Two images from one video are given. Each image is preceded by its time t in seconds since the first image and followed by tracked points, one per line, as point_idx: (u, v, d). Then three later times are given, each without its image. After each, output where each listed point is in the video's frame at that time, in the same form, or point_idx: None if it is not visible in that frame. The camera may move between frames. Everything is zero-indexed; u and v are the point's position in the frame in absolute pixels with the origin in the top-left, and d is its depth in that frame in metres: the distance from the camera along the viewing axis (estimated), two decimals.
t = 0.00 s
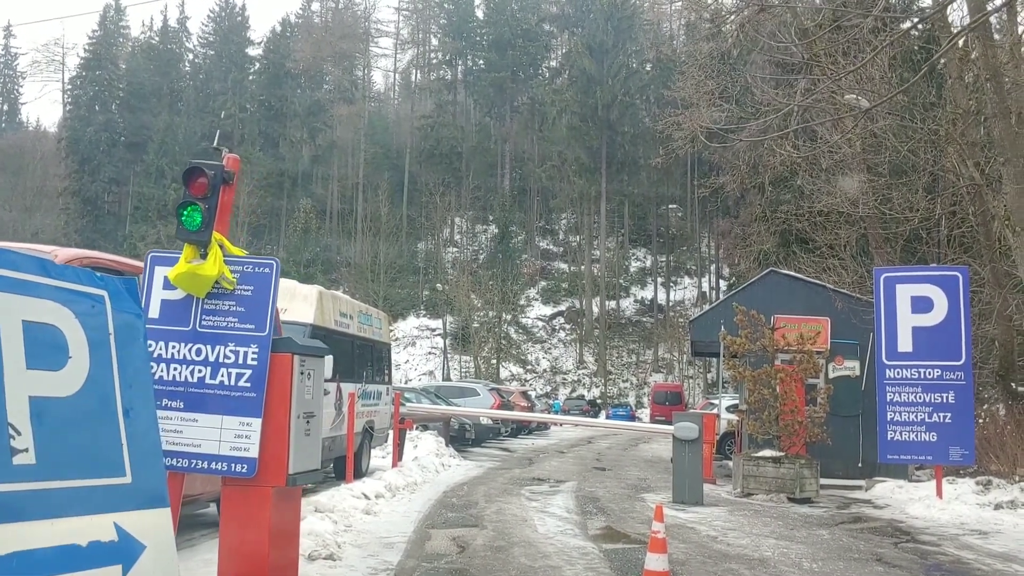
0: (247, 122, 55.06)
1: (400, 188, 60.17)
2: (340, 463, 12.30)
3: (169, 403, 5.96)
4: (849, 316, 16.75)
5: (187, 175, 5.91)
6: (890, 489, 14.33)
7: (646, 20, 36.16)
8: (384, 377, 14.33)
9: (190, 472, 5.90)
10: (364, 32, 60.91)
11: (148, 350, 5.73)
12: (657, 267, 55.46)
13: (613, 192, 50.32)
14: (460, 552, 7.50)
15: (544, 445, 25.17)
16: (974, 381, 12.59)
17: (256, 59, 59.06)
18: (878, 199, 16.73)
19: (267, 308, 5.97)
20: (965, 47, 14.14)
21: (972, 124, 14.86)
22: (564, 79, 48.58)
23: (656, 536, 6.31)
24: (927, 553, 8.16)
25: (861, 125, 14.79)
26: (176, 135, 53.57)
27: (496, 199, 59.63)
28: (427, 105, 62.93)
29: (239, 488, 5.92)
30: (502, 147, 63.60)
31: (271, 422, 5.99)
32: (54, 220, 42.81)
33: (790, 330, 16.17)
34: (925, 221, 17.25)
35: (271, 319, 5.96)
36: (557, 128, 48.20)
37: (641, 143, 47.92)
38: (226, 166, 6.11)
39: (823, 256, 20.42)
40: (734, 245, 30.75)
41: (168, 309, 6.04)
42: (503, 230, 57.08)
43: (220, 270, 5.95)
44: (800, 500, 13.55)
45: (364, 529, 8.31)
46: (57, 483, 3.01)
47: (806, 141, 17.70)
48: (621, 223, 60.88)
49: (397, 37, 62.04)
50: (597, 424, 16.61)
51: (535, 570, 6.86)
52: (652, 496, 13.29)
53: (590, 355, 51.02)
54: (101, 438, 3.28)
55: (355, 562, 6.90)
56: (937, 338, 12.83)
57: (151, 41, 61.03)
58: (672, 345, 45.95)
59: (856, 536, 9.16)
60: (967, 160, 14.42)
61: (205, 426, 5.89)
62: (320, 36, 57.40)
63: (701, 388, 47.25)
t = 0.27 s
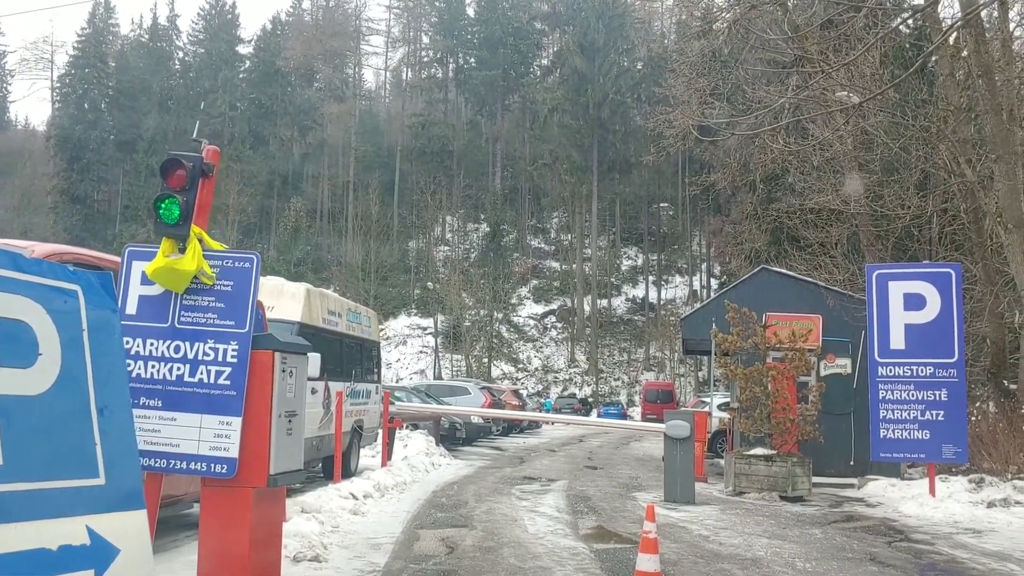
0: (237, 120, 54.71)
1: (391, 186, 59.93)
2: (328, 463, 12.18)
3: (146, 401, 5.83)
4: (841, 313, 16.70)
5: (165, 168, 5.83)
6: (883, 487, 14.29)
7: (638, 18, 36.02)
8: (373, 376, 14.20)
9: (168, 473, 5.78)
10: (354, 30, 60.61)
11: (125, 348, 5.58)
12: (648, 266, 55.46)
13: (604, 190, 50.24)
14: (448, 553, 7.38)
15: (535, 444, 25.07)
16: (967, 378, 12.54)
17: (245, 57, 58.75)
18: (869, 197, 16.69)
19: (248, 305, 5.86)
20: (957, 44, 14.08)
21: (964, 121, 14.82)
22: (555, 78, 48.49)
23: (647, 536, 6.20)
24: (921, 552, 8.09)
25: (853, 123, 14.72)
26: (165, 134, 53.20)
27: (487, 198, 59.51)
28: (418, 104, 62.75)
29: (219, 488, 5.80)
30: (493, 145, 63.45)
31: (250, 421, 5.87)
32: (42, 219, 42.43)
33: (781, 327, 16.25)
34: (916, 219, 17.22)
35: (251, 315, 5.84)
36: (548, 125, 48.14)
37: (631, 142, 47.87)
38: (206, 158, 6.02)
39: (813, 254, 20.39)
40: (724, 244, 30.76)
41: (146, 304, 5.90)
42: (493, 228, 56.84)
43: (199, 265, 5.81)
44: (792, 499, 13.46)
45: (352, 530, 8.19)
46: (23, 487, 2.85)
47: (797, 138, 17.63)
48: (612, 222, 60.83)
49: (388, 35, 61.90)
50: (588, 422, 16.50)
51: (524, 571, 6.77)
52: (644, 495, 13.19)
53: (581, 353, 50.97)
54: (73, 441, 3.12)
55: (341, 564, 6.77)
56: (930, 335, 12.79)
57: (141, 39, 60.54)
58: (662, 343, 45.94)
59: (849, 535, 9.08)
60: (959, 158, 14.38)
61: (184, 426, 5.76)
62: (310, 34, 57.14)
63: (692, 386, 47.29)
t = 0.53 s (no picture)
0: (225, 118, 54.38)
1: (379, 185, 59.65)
2: (315, 462, 12.08)
3: (124, 399, 5.73)
4: (830, 311, 16.70)
5: (142, 161, 5.76)
6: (872, 485, 14.28)
7: (627, 15, 35.93)
8: (360, 374, 14.10)
9: (146, 473, 5.67)
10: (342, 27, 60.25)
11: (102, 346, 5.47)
12: (638, 264, 55.47)
13: (594, 188, 50.16)
14: (435, 553, 7.30)
15: (524, 442, 25.01)
16: (955, 375, 12.55)
17: (233, 55, 58.40)
18: (859, 194, 16.69)
19: (227, 301, 5.76)
20: (945, 42, 14.08)
21: (952, 119, 14.84)
22: (544, 76, 48.40)
23: (636, 535, 6.13)
24: (910, 550, 8.06)
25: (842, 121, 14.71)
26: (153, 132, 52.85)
27: (477, 196, 59.36)
28: (407, 101, 62.57)
29: (198, 488, 5.68)
30: (482, 143, 63.28)
31: (231, 419, 5.77)
32: (27, 217, 42.05)
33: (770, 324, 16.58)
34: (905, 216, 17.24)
35: (231, 311, 5.75)
36: (537, 123, 48.03)
37: (621, 139, 47.84)
38: (184, 152, 5.94)
39: (803, 251, 20.40)
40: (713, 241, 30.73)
41: (124, 301, 5.80)
42: (483, 227, 56.64)
43: (177, 260, 5.72)
44: (782, 497, 13.42)
45: (338, 530, 8.11)
46: None
47: (786, 135, 17.60)
48: (602, 220, 60.80)
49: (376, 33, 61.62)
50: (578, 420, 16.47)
51: (512, 571, 6.69)
52: (633, 493, 13.14)
53: (571, 352, 50.92)
54: (44, 440, 3.01)
55: (326, 565, 6.68)
56: (917, 333, 12.79)
57: (127, 36, 59.97)
58: (652, 341, 45.94)
59: (839, 533, 9.05)
60: (948, 155, 14.38)
61: (163, 425, 5.66)
62: (299, 32, 57.35)
63: (682, 384, 47.30)
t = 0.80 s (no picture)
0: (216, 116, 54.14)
1: (370, 183, 59.49)
2: (305, 461, 12.02)
3: (112, 399, 5.68)
4: (821, 309, 16.72)
5: (128, 157, 5.69)
6: (863, 482, 14.31)
7: (618, 14, 35.91)
8: (351, 373, 14.04)
9: (134, 473, 5.62)
10: (333, 24, 59.98)
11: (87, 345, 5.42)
12: (630, 262, 55.49)
13: (585, 186, 50.15)
14: (426, 552, 7.26)
15: (516, 441, 24.98)
16: (946, 373, 12.59)
17: (224, 52, 58.14)
18: (850, 192, 16.71)
19: (215, 299, 5.71)
20: (935, 40, 14.11)
21: (942, 117, 14.87)
22: (535, 74, 48.37)
23: (628, 533, 6.11)
24: (902, 547, 8.06)
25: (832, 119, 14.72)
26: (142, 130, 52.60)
27: (468, 195, 59.28)
28: (398, 99, 62.47)
29: (186, 489, 5.63)
30: (474, 141, 63.18)
31: (219, 418, 5.72)
32: (15, 215, 41.79)
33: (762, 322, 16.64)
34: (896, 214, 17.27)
35: (219, 309, 5.71)
36: (529, 121, 48.00)
37: (612, 138, 47.83)
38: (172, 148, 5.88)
39: (794, 250, 20.42)
40: (704, 240, 30.75)
41: (110, 299, 5.75)
42: (474, 225, 56.53)
43: (164, 257, 5.68)
44: (773, 494, 13.45)
45: (328, 529, 8.06)
46: None
47: (777, 134, 17.62)
48: (593, 219, 60.80)
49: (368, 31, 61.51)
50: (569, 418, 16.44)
51: (503, 570, 6.66)
52: (625, 491, 13.12)
53: (562, 350, 50.91)
54: (29, 438, 2.97)
55: (316, 564, 6.63)
56: (908, 330, 12.83)
57: (117, 33, 59.54)
58: (643, 340, 45.98)
59: (830, 531, 9.05)
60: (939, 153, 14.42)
61: (150, 424, 5.62)
62: (290, 30, 57.23)
63: (673, 382, 47.34)
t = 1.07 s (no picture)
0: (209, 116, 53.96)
1: (364, 182, 59.40)
2: (299, 461, 12.01)
3: (105, 399, 5.66)
4: (814, 308, 16.77)
5: (121, 157, 5.68)
6: (856, 481, 14.35)
7: (611, 13, 35.91)
8: (345, 373, 14.02)
9: (127, 473, 5.61)
10: (326, 23, 59.93)
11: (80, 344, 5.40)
12: (623, 261, 55.56)
13: (578, 185, 50.21)
14: (420, 552, 7.27)
15: (510, 440, 24.99)
16: (938, 372, 12.65)
17: (216, 51, 57.94)
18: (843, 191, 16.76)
19: (209, 299, 5.71)
20: (927, 40, 14.17)
21: (935, 117, 14.93)
22: (529, 73, 48.36)
23: (621, 532, 6.14)
24: (895, 546, 8.09)
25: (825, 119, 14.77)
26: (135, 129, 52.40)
27: (462, 194, 59.26)
28: (391, 98, 62.40)
29: (179, 489, 5.61)
30: (467, 140, 63.11)
31: (213, 418, 5.70)
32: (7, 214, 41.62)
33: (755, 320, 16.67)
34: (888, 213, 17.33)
35: (213, 309, 5.70)
36: (522, 121, 47.96)
37: (606, 137, 47.81)
38: (165, 148, 5.86)
39: (787, 249, 20.47)
40: (698, 239, 30.79)
41: (104, 299, 5.74)
42: (468, 224, 56.48)
43: (157, 258, 5.67)
44: (766, 493, 13.49)
45: (322, 528, 8.05)
46: None
47: (770, 133, 17.66)
48: (587, 218, 60.82)
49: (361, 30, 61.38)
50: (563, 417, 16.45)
51: (497, 569, 6.67)
52: (619, 490, 13.14)
53: (556, 349, 50.94)
54: (23, 439, 2.97)
55: (310, 564, 6.63)
56: (900, 329, 12.88)
57: (109, 32, 59.32)
58: (637, 339, 46.05)
59: (823, 530, 9.08)
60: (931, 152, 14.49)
61: (144, 424, 5.61)
62: (283, 28, 57.08)
63: (667, 381, 47.44)
